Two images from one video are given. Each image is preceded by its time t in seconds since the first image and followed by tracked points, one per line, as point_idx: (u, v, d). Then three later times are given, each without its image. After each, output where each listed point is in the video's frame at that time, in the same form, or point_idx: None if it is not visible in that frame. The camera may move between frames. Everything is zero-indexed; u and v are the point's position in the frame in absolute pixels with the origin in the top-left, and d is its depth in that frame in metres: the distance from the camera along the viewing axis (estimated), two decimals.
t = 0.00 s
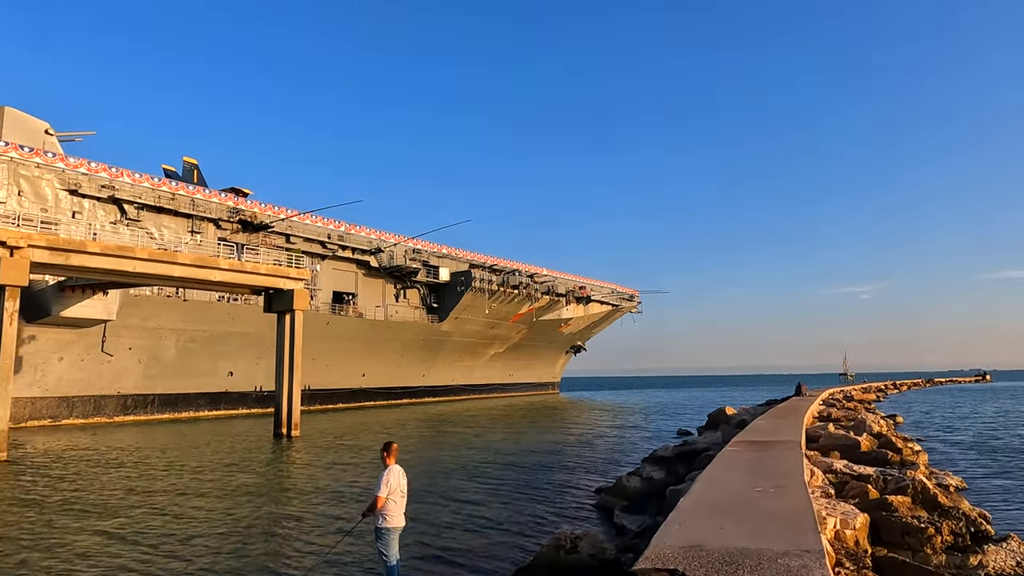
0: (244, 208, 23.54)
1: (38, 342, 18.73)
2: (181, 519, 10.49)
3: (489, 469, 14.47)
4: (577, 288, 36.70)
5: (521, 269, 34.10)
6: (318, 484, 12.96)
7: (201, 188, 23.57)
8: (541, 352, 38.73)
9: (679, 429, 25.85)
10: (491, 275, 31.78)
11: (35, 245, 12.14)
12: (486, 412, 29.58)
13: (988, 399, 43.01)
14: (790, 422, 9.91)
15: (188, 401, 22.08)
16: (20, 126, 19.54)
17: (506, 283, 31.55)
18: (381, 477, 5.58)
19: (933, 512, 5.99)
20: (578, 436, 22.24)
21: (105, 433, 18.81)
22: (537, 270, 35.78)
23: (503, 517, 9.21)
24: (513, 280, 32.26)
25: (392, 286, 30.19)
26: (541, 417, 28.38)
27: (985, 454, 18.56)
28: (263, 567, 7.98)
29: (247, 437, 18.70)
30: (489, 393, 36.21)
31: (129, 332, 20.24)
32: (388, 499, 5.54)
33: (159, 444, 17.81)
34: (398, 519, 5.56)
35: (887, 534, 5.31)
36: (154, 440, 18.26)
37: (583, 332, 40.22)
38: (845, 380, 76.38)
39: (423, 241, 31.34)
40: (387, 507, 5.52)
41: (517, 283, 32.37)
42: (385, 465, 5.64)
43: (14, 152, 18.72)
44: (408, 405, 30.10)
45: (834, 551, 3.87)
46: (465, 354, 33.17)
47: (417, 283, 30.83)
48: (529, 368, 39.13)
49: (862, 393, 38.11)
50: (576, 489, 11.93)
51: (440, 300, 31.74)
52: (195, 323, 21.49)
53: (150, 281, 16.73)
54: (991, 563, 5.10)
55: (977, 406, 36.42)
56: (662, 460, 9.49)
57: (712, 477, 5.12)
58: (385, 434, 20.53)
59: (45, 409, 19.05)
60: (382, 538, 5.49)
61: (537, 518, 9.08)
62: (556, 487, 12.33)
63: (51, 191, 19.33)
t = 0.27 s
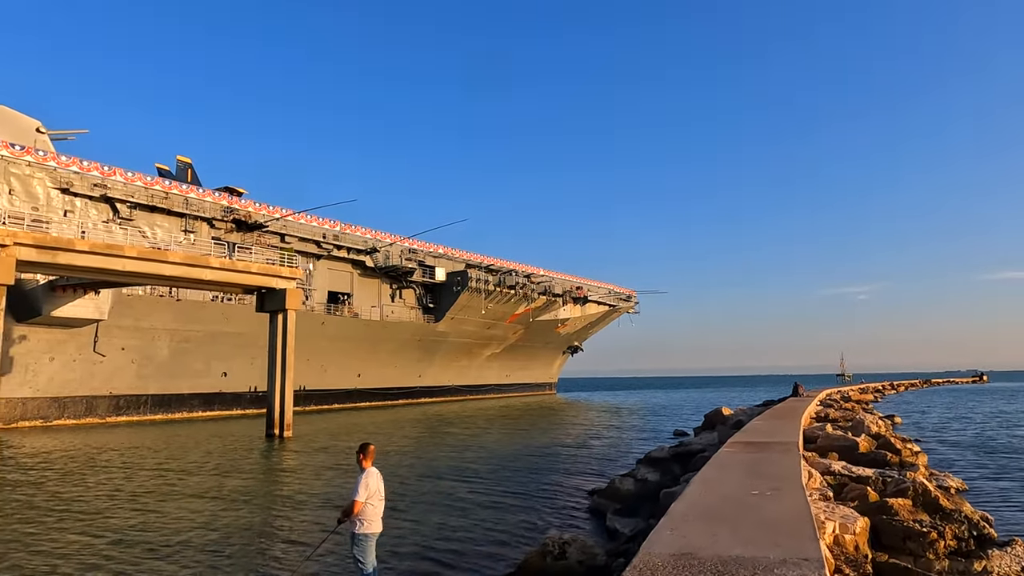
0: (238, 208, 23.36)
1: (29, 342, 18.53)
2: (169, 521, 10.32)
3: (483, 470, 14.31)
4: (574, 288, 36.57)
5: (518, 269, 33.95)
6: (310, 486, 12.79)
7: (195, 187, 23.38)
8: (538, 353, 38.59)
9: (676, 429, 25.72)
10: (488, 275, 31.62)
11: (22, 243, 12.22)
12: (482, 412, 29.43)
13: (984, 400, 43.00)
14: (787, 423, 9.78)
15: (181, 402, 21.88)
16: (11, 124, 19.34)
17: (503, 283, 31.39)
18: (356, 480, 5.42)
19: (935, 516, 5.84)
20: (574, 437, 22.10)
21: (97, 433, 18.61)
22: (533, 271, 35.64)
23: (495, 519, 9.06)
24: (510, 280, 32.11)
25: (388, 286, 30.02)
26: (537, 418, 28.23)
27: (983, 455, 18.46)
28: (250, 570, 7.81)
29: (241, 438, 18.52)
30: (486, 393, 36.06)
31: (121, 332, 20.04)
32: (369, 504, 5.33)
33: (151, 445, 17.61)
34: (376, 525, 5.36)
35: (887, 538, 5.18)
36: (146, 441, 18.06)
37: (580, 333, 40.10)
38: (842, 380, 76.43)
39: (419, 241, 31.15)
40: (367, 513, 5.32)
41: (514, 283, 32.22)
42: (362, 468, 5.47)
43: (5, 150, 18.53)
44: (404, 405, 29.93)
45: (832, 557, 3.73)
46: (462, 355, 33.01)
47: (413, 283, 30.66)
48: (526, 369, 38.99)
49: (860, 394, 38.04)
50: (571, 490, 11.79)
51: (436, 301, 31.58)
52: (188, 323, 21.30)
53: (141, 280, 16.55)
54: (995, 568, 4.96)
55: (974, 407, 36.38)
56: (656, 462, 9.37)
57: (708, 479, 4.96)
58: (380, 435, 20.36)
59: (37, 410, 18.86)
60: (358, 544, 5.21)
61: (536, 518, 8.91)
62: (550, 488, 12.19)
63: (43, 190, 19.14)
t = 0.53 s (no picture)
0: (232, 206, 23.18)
1: (20, 342, 18.33)
2: (157, 523, 10.14)
3: (478, 471, 14.15)
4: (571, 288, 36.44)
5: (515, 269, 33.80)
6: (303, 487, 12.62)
7: (189, 186, 23.19)
8: (535, 352, 38.46)
9: (673, 430, 25.60)
10: (485, 274, 31.47)
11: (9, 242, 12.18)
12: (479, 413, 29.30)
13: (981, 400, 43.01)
14: (785, 424, 9.64)
15: (175, 402, 21.68)
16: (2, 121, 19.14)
17: (499, 282, 31.23)
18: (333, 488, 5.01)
19: (938, 523, 5.70)
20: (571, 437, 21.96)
21: (89, 434, 18.42)
22: (531, 270, 35.50)
23: (488, 521, 8.92)
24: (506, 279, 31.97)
25: (384, 285, 29.86)
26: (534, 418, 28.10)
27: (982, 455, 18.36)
28: None
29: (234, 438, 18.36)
30: (483, 393, 35.92)
31: (114, 331, 19.85)
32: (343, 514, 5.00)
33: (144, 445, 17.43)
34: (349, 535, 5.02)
35: (889, 547, 5.04)
36: (139, 441, 17.88)
37: (577, 332, 39.97)
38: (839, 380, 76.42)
39: (415, 240, 30.99)
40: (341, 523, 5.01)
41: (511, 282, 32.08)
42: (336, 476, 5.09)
43: None
44: (400, 405, 29.77)
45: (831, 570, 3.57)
46: (458, 355, 32.87)
47: (409, 282, 30.50)
48: (523, 368, 38.85)
49: (857, 394, 37.98)
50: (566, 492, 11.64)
51: (433, 300, 31.42)
52: (182, 322, 21.11)
53: (133, 280, 16.36)
54: None
55: (972, 407, 36.35)
56: (652, 464, 9.23)
57: (702, 486, 4.80)
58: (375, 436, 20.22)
59: (28, 410, 18.66)
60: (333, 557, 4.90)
61: (529, 521, 8.75)
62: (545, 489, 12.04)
63: (34, 188, 18.94)
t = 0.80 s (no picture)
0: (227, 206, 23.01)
1: (12, 342, 18.16)
2: (146, 525, 9.99)
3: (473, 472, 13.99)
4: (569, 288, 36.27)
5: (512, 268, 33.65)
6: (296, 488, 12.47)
7: (183, 185, 23.02)
8: (532, 352, 38.30)
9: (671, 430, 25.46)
10: (482, 274, 31.31)
11: None
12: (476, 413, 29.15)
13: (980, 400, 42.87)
14: (783, 424, 9.50)
15: (169, 402, 21.52)
16: None
17: (497, 282, 31.07)
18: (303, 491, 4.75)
19: (940, 526, 5.57)
20: (568, 438, 21.81)
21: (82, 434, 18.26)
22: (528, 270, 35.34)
23: (480, 522, 8.79)
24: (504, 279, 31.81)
25: (380, 285, 29.70)
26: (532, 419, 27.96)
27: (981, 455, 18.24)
28: None
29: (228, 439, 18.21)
30: (480, 393, 35.76)
31: (108, 332, 19.69)
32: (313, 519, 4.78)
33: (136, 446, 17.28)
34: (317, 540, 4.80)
35: (891, 551, 4.91)
36: (132, 442, 17.72)
37: (575, 332, 39.81)
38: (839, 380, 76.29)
39: (412, 240, 30.84)
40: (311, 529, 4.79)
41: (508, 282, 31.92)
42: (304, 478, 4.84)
43: None
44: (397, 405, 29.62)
45: None
46: (456, 355, 32.71)
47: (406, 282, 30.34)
48: (521, 368, 38.69)
49: (857, 394, 37.85)
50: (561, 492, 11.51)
51: (429, 300, 31.26)
52: (176, 322, 20.94)
53: (125, 279, 16.20)
54: None
55: (971, 407, 36.24)
56: (647, 465, 9.11)
57: (697, 489, 4.66)
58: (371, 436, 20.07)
59: (20, 410, 18.49)
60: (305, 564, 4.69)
61: (520, 523, 8.62)
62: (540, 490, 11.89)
63: (26, 187, 18.77)
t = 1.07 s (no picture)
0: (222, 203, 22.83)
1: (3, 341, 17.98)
2: (133, 527, 9.82)
3: (467, 473, 13.84)
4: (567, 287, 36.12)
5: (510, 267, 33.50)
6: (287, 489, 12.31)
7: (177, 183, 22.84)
8: (530, 352, 38.13)
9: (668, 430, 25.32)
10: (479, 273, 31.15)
11: None
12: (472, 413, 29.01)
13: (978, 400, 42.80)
14: (780, 427, 9.35)
15: (162, 402, 21.34)
16: None
17: (494, 281, 30.90)
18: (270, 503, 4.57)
19: (943, 535, 5.44)
20: (565, 438, 21.68)
21: (73, 434, 18.09)
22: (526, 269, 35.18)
23: (471, 526, 8.65)
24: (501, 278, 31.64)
25: (377, 284, 29.53)
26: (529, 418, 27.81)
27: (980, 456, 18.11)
28: None
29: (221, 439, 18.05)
30: (477, 393, 35.60)
31: (100, 331, 19.51)
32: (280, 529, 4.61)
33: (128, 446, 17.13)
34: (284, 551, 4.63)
35: (892, 563, 4.76)
36: (123, 442, 17.55)
37: (573, 332, 39.66)
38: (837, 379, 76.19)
39: (408, 239, 30.68)
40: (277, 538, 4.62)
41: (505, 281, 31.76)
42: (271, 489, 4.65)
43: None
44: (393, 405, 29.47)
45: None
46: (452, 354, 32.56)
47: (402, 281, 30.18)
48: (518, 368, 38.54)
49: (855, 394, 37.72)
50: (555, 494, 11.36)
51: (426, 299, 31.10)
52: (169, 321, 20.76)
53: (117, 277, 16.03)
54: None
55: (969, 408, 36.13)
56: (642, 468, 8.97)
57: (690, 497, 4.49)
58: (365, 436, 19.91)
59: (11, 410, 18.31)
60: None
61: (510, 528, 8.49)
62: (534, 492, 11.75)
63: (18, 184, 18.58)
